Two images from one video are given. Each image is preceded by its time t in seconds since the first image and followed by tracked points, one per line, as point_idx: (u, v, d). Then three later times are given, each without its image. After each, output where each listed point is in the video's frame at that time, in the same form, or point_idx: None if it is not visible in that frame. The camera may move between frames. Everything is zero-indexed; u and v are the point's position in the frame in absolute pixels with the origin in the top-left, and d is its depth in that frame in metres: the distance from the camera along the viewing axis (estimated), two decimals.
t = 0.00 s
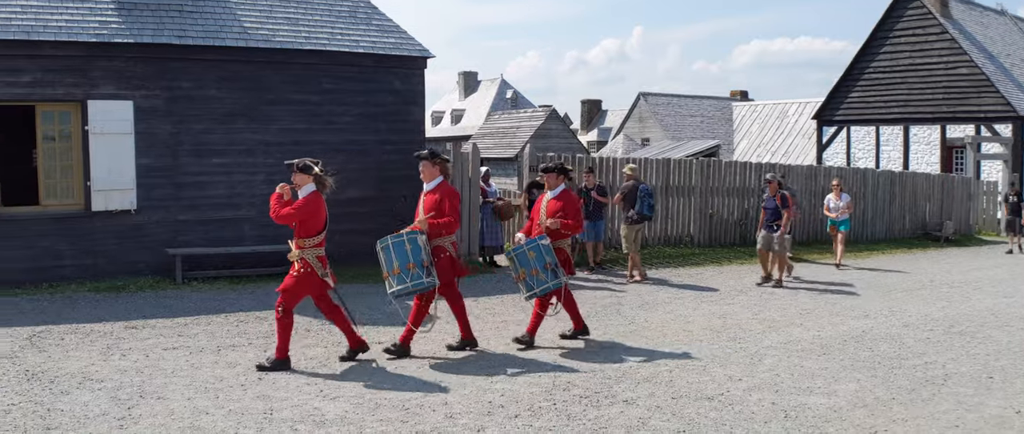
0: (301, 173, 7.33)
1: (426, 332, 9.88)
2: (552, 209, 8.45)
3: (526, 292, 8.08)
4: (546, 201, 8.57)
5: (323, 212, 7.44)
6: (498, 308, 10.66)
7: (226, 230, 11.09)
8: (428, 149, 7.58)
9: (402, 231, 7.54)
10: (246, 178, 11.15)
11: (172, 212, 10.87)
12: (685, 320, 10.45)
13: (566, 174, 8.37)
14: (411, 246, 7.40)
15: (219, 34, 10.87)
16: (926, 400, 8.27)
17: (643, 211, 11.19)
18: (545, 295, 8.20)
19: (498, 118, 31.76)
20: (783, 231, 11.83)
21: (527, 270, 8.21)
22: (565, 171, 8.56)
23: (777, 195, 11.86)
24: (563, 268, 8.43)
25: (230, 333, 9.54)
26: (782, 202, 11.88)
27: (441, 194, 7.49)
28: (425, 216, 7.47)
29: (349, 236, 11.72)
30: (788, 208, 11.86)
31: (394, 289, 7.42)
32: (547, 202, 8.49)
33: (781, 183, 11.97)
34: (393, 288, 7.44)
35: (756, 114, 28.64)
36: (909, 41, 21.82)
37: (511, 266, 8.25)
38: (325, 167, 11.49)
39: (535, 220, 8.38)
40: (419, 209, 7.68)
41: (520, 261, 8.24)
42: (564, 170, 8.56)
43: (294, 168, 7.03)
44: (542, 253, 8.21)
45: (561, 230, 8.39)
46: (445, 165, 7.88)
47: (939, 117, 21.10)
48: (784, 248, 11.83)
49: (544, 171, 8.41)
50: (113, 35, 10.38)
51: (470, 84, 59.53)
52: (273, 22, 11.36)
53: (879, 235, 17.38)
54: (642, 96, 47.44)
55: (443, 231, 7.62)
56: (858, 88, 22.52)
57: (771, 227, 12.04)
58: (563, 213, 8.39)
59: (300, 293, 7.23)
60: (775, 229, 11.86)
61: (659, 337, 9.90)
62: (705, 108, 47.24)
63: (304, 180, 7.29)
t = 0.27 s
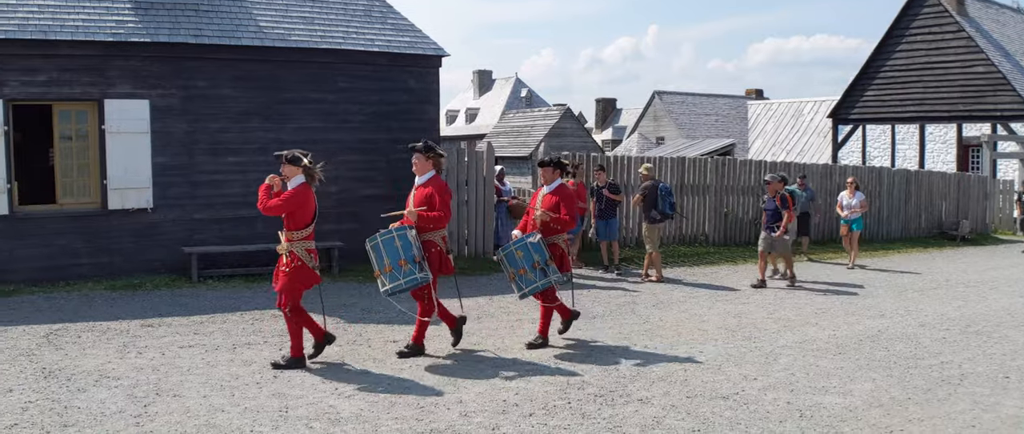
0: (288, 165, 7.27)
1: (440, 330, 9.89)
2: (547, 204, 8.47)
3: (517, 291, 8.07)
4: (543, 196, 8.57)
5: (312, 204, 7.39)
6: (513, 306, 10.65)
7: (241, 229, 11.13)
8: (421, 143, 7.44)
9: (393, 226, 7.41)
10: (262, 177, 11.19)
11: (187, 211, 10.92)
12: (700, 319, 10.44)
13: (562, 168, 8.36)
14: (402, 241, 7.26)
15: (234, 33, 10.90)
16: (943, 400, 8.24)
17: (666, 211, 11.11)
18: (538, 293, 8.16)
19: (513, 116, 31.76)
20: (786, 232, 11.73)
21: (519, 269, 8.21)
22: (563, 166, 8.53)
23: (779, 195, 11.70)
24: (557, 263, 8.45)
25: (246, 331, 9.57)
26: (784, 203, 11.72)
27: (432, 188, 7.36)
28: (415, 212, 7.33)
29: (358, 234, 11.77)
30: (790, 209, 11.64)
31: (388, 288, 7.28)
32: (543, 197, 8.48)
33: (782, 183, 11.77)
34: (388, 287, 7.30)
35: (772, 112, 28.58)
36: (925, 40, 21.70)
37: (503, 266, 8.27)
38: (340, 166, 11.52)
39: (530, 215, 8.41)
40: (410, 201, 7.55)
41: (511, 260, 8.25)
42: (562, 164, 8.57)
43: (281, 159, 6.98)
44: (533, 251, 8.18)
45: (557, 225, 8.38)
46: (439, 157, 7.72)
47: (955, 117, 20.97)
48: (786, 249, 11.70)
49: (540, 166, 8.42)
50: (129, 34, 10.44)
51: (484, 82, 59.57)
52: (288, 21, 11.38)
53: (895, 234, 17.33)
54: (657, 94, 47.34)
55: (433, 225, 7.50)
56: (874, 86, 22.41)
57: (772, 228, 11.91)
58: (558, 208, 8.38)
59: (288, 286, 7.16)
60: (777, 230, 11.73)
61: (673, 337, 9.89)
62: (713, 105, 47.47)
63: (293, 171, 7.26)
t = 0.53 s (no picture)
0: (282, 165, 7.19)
1: (456, 330, 9.90)
2: (545, 205, 8.11)
3: (510, 297, 8.01)
4: (542, 196, 8.23)
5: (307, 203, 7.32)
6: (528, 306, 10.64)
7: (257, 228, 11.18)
8: (414, 141, 7.46)
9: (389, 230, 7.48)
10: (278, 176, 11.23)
11: (203, 210, 10.98)
12: (715, 319, 10.42)
13: (558, 169, 7.96)
14: (400, 245, 7.35)
15: (251, 33, 10.94)
16: (960, 401, 8.21)
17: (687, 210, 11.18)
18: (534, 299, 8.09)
19: (528, 116, 31.76)
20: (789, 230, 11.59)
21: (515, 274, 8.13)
22: (562, 165, 8.13)
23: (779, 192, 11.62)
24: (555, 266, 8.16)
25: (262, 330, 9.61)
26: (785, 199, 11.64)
27: (426, 189, 7.39)
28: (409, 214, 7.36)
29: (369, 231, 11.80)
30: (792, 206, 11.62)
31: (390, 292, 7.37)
32: (541, 198, 8.16)
33: (785, 180, 11.70)
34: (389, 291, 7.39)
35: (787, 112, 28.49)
36: (942, 38, 21.58)
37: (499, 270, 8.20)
38: (356, 166, 11.55)
39: (527, 216, 8.16)
40: (406, 202, 7.58)
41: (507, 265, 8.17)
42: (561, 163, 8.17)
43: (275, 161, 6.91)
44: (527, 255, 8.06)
45: (554, 229, 8.08)
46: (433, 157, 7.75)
47: (972, 116, 20.84)
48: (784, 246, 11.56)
49: (536, 166, 8.07)
50: (146, 34, 10.51)
51: (499, 81, 59.60)
52: (304, 21, 11.41)
53: (911, 234, 17.27)
54: (673, 94, 47.28)
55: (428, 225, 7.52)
56: (890, 85, 22.30)
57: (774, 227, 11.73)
58: (556, 210, 8.06)
59: (290, 286, 7.16)
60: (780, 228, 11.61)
61: (688, 336, 9.88)
62: (730, 105, 47.14)
63: (286, 171, 7.18)
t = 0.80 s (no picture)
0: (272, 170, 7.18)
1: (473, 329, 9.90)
2: (539, 209, 7.89)
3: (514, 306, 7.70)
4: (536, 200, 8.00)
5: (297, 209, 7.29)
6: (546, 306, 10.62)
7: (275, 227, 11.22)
8: (405, 144, 7.34)
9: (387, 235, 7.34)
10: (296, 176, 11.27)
11: (221, 210, 11.03)
12: (733, 319, 10.41)
13: (551, 171, 7.76)
14: (397, 247, 7.19)
15: (269, 34, 10.97)
16: (980, 402, 8.17)
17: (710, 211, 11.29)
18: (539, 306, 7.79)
19: (545, 116, 31.72)
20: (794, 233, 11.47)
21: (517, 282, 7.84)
22: (554, 167, 7.92)
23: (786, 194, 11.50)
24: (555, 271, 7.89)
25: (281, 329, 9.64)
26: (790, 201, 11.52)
27: (417, 193, 7.24)
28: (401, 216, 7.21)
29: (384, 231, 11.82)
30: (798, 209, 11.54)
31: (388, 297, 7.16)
32: (535, 202, 7.93)
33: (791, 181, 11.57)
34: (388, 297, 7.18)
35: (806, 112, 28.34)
36: (961, 37, 21.44)
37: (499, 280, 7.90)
38: (374, 166, 11.58)
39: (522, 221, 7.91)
40: (399, 206, 7.45)
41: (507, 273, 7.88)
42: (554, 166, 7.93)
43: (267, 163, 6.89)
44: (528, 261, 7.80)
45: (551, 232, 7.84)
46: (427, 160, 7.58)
47: (991, 115, 20.68)
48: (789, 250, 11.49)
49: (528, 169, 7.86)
50: (166, 35, 10.56)
51: (517, 82, 59.62)
52: (323, 22, 11.44)
53: (931, 234, 17.20)
54: (691, 94, 47.21)
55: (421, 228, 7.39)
56: (909, 85, 22.16)
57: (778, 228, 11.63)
58: (551, 214, 7.84)
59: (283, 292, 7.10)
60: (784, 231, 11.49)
61: (707, 337, 9.87)
62: (748, 105, 46.98)
63: (278, 176, 7.17)
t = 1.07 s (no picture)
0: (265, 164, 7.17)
1: (495, 329, 9.92)
2: (534, 205, 7.85)
3: (509, 297, 7.65)
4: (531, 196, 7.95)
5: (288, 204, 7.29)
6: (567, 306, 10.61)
7: (297, 227, 11.28)
8: (397, 140, 7.22)
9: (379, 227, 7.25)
10: (318, 176, 11.31)
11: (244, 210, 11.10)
12: (755, 320, 10.39)
13: (547, 167, 7.70)
14: (389, 239, 7.11)
15: (292, 34, 11.03)
16: (1004, 403, 8.12)
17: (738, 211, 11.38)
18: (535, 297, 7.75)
19: (566, 115, 31.64)
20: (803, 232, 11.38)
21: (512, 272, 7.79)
22: (548, 163, 7.86)
23: (795, 193, 11.41)
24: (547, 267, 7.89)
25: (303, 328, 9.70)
26: (799, 200, 11.42)
27: (407, 187, 7.12)
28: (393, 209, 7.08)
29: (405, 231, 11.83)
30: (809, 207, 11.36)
31: (379, 289, 7.07)
32: (531, 197, 7.88)
33: (802, 180, 11.39)
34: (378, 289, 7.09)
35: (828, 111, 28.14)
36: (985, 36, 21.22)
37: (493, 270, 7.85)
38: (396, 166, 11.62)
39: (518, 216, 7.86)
40: (390, 202, 7.35)
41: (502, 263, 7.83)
42: (549, 162, 7.87)
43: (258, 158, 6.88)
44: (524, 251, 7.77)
45: (546, 227, 7.81)
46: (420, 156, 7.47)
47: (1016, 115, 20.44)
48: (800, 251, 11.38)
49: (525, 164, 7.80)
50: (190, 36, 10.63)
51: (538, 81, 59.61)
52: (345, 23, 11.48)
53: (954, 234, 17.13)
54: (714, 94, 46.84)
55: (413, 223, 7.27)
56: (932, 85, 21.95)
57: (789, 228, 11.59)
58: (547, 209, 7.80)
59: (264, 289, 7.06)
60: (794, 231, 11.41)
61: (728, 338, 9.85)
62: (771, 106, 46.77)
63: (271, 170, 7.14)
